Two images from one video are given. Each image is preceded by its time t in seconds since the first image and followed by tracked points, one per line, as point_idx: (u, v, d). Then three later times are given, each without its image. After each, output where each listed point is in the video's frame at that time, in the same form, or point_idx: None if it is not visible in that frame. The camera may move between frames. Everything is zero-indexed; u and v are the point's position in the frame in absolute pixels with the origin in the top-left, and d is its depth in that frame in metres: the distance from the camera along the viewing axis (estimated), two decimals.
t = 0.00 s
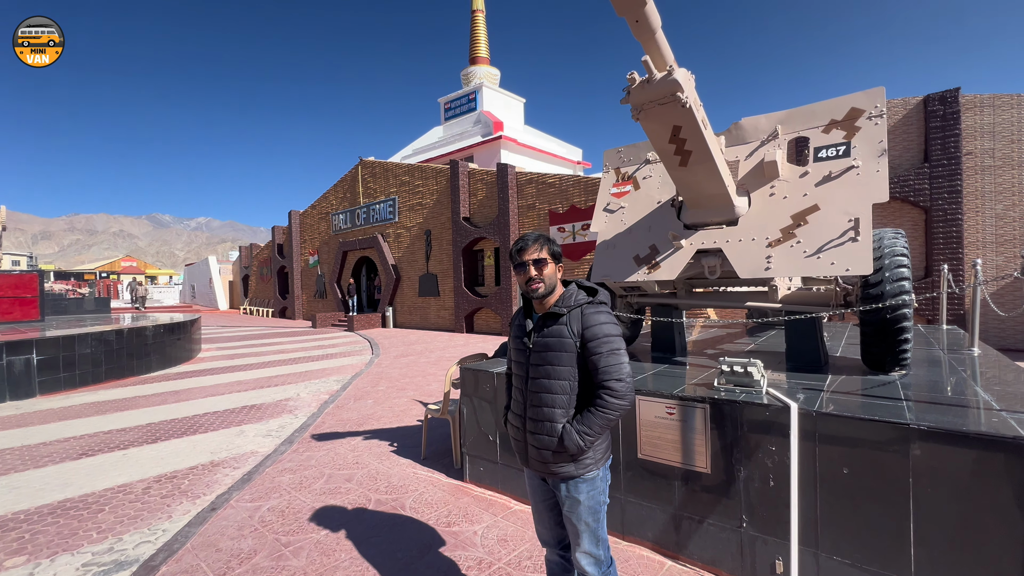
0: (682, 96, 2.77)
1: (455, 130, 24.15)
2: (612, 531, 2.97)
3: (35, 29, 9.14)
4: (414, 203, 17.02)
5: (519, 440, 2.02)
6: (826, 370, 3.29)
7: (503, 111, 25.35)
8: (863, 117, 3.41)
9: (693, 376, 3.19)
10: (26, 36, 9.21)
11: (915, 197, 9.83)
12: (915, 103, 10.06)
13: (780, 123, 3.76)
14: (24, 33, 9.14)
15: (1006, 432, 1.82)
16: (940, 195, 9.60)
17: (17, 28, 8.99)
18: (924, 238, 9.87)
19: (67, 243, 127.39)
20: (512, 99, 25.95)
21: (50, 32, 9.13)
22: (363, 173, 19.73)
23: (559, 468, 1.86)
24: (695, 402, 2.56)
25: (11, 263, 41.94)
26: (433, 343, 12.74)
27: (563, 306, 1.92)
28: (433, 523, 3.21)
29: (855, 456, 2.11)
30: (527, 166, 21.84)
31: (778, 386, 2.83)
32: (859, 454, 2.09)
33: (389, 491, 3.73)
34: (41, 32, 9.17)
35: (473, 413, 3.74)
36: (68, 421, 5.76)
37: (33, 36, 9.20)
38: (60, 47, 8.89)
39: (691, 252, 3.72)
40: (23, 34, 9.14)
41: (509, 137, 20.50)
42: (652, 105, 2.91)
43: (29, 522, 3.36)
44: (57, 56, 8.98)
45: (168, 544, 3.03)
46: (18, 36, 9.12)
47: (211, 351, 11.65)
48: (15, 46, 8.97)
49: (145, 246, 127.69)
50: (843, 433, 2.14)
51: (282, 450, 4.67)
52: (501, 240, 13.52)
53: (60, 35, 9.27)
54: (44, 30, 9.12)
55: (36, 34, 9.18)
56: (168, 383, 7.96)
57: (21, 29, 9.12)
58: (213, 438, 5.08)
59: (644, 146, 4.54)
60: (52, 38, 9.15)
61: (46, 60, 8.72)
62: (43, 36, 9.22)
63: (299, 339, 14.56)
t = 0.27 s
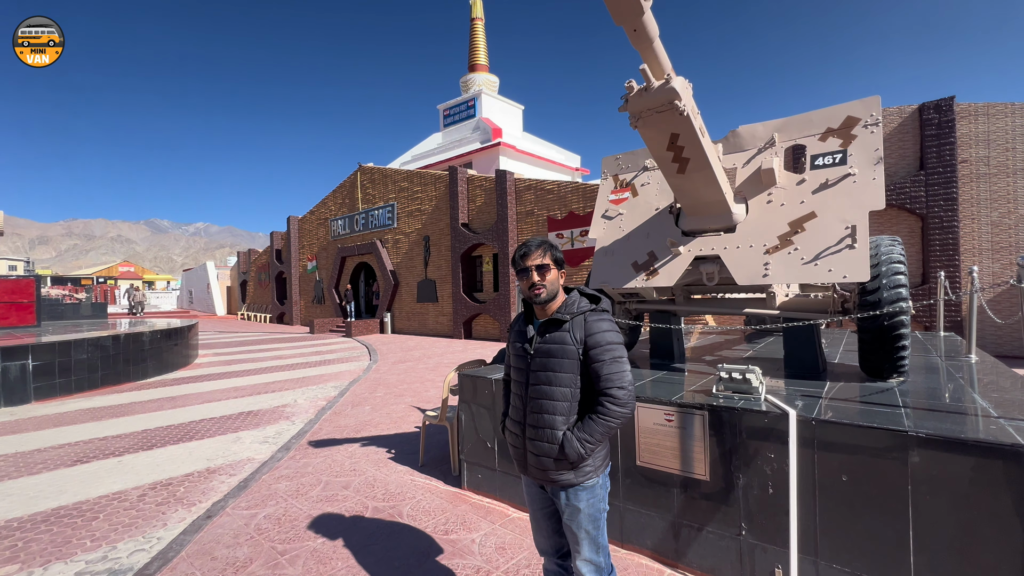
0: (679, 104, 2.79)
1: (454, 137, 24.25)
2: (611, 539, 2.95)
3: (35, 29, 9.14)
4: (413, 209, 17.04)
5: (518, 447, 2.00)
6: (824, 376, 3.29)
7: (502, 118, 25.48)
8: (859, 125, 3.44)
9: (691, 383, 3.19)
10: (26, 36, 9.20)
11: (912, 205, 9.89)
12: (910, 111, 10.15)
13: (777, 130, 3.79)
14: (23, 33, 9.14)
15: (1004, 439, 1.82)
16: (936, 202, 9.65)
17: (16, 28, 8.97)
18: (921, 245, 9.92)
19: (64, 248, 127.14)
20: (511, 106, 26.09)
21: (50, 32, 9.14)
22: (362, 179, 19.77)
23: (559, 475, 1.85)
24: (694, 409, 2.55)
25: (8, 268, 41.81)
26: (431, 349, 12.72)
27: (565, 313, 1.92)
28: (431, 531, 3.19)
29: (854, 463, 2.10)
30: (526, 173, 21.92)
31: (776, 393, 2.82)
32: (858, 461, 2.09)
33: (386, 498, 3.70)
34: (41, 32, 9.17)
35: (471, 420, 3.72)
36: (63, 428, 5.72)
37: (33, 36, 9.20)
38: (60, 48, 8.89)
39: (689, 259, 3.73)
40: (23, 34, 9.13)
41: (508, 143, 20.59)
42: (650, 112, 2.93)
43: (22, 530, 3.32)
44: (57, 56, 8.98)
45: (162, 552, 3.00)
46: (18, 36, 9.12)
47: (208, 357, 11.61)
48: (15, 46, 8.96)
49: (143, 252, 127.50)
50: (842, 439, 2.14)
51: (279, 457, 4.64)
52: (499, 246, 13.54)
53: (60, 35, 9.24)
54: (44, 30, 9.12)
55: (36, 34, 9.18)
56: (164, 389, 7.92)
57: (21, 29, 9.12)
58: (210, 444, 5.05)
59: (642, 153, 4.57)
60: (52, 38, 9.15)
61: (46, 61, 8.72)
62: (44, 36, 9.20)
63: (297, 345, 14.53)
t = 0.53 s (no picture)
0: (677, 113, 2.81)
1: (453, 144, 24.35)
2: (609, 548, 2.93)
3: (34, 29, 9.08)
4: (412, 215, 17.07)
5: (520, 455, 1.99)
6: (822, 384, 3.29)
7: (501, 125, 25.60)
8: (854, 134, 3.47)
9: (690, 390, 3.19)
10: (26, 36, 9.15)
11: (908, 213, 9.95)
12: (906, 119, 10.23)
13: (774, 139, 3.82)
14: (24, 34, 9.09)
15: (1002, 447, 1.82)
16: (932, 210, 9.72)
17: (15, 28, 8.87)
18: (917, 253, 9.97)
19: (62, 254, 126.87)
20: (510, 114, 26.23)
21: (50, 32, 9.06)
22: (361, 185, 19.81)
23: (561, 485, 1.84)
24: (693, 416, 2.55)
25: (5, 273, 41.66)
26: (429, 356, 12.68)
27: (572, 321, 1.91)
28: (428, 539, 3.16)
29: (852, 472, 2.10)
30: (525, 180, 21.99)
31: (774, 400, 2.82)
32: (857, 469, 2.08)
33: (383, 506, 3.68)
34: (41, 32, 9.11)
35: (469, 427, 3.71)
36: (57, 435, 5.67)
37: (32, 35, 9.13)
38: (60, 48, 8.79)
39: (687, 266, 3.74)
40: (23, 35, 9.08)
41: (507, 150, 20.68)
42: (648, 121, 2.95)
43: (14, 539, 3.28)
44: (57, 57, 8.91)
45: (157, 562, 2.97)
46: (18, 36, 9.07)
47: (205, 364, 11.55)
48: (15, 46, 8.89)
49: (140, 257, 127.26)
50: (840, 447, 2.13)
51: (275, 465, 4.61)
52: (498, 252, 13.55)
53: (59, 35, 9.12)
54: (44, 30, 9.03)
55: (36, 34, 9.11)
56: (160, 395, 7.87)
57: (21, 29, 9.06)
58: (205, 452, 5.02)
59: (639, 161, 4.59)
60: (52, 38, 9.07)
61: (46, 61, 8.64)
62: (43, 36, 9.08)
63: (295, 351, 14.46)
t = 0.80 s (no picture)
0: (675, 120, 2.83)
1: (453, 150, 24.43)
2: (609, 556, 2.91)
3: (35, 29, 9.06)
4: (411, 221, 17.09)
5: (522, 462, 1.99)
6: (821, 390, 3.29)
7: (500, 131, 25.70)
8: (851, 141, 3.50)
9: (689, 397, 3.18)
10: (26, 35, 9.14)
11: (905, 219, 9.99)
12: (902, 127, 10.30)
13: (771, 145, 3.84)
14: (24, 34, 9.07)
15: (1001, 453, 1.82)
16: (929, 217, 9.76)
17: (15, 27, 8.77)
18: (915, 259, 9.99)
19: (60, 258, 126.73)
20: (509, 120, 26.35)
21: (51, 32, 9.04)
22: (360, 191, 19.85)
23: (562, 494, 1.84)
24: (693, 422, 2.54)
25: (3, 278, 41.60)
26: (427, 362, 12.65)
27: (575, 328, 1.91)
28: (426, 547, 3.14)
29: (852, 478, 2.09)
30: (524, 185, 22.05)
31: (773, 406, 2.81)
32: (856, 476, 2.08)
33: (381, 513, 3.66)
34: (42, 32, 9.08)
35: (468, 434, 3.69)
36: (53, 441, 5.64)
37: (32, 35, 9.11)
38: (60, 49, 8.73)
39: (686, 272, 3.75)
40: (24, 35, 9.06)
41: (506, 156, 20.75)
42: (646, 127, 2.97)
43: (8, 546, 3.26)
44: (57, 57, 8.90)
45: (152, 569, 2.94)
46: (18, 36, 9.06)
47: (203, 369, 11.51)
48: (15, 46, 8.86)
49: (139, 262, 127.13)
50: (839, 453, 2.13)
51: (272, 471, 4.58)
52: (497, 258, 13.56)
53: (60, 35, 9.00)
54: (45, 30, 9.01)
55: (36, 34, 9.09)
56: (158, 401, 7.83)
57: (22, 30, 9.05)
58: (202, 458, 4.99)
59: (638, 167, 4.61)
60: (53, 38, 9.04)
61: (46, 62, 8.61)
62: (44, 35, 8.93)
63: (293, 356, 14.42)
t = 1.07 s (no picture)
0: (674, 127, 2.85)
1: (452, 156, 24.51)
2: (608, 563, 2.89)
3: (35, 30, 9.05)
4: (410, 227, 17.11)
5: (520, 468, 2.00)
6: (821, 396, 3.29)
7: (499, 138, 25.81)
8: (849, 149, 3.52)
9: (688, 403, 3.17)
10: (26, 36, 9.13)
11: (903, 225, 10.03)
12: (899, 134, 10.36)
13: (769, 152, 3.86)
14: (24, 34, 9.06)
15: (1001, 460, 1.82)
16: (926, 223, 9.80)
17: (16, 27, 8.73)
18: (913, 265, 10.02)
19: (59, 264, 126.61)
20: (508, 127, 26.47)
21: (51, 32, 9.05)
22: (360, 197, 19.88)
23: (555, 503, 1.84)
24: (693, 429, 2.53)
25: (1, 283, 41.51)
26: (426, 367, 12.63)
27: (574, 336, 1.89)
28: (425, 555, 3.12)
29: (852, 485, 2.09)
30: (523, 191, 22.11)
31: (773, 413, 2.81)
32: (857, 483, 2.07)
33: (379, 520, 3.63)
34: (42, 32, 9.06)
35: (467, 440, 3.68)
36: (49, 447, 5.60)
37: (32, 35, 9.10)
38: (59, 48, 8.68)
39: (685, 278, 3.75)
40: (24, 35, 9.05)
41: (505, 163, 20.82)
42: (645, 135, 2.98)
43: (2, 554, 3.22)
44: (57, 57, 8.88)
45: None
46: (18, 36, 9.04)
47: (200, 375, 11.47)
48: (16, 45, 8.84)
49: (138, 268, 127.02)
50: (839, 460, 2.12)
51: (270, 478, 4.56)
52: (496, 264, 13.57)
53: (60, 34, 8.90)
54: (46, 30, 9.01)
55: (36, 34, 9.06)
56: (155, 407, 7.80)
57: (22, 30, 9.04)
58: (199, 465, 4.96)
59: (637, 174, 4.63)
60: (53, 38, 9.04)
61: (46, 62, 8.58)
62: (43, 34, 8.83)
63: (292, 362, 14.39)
